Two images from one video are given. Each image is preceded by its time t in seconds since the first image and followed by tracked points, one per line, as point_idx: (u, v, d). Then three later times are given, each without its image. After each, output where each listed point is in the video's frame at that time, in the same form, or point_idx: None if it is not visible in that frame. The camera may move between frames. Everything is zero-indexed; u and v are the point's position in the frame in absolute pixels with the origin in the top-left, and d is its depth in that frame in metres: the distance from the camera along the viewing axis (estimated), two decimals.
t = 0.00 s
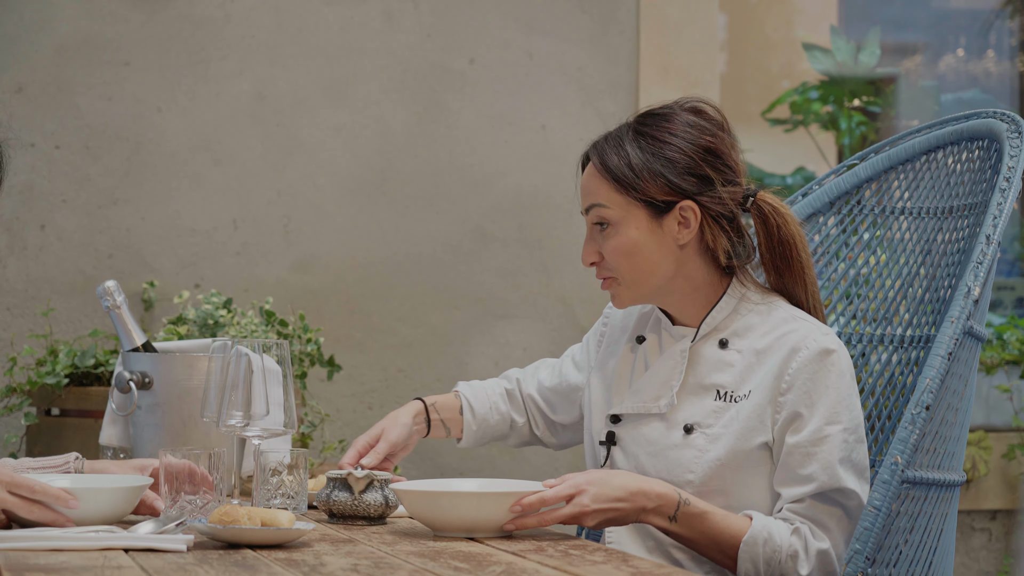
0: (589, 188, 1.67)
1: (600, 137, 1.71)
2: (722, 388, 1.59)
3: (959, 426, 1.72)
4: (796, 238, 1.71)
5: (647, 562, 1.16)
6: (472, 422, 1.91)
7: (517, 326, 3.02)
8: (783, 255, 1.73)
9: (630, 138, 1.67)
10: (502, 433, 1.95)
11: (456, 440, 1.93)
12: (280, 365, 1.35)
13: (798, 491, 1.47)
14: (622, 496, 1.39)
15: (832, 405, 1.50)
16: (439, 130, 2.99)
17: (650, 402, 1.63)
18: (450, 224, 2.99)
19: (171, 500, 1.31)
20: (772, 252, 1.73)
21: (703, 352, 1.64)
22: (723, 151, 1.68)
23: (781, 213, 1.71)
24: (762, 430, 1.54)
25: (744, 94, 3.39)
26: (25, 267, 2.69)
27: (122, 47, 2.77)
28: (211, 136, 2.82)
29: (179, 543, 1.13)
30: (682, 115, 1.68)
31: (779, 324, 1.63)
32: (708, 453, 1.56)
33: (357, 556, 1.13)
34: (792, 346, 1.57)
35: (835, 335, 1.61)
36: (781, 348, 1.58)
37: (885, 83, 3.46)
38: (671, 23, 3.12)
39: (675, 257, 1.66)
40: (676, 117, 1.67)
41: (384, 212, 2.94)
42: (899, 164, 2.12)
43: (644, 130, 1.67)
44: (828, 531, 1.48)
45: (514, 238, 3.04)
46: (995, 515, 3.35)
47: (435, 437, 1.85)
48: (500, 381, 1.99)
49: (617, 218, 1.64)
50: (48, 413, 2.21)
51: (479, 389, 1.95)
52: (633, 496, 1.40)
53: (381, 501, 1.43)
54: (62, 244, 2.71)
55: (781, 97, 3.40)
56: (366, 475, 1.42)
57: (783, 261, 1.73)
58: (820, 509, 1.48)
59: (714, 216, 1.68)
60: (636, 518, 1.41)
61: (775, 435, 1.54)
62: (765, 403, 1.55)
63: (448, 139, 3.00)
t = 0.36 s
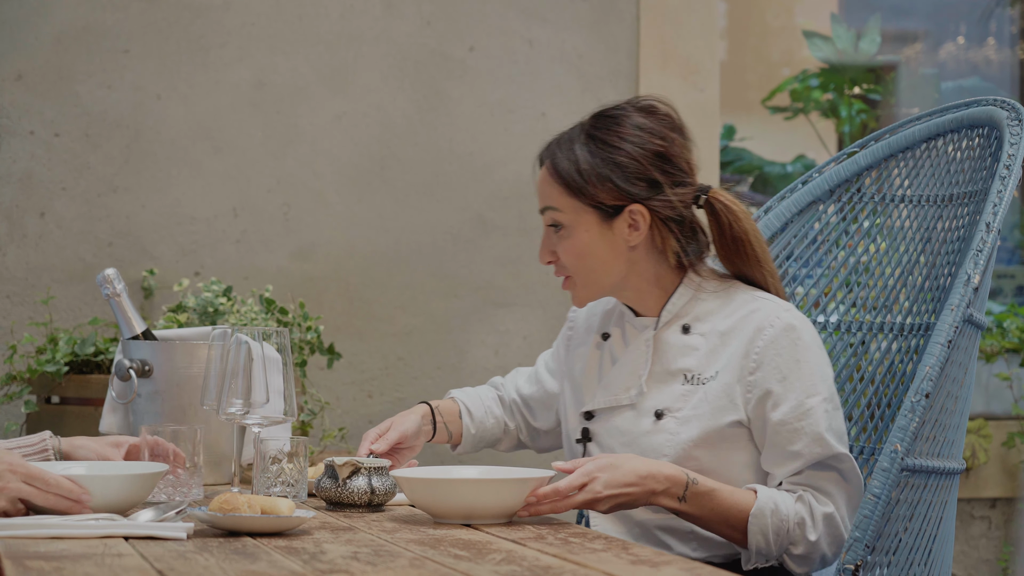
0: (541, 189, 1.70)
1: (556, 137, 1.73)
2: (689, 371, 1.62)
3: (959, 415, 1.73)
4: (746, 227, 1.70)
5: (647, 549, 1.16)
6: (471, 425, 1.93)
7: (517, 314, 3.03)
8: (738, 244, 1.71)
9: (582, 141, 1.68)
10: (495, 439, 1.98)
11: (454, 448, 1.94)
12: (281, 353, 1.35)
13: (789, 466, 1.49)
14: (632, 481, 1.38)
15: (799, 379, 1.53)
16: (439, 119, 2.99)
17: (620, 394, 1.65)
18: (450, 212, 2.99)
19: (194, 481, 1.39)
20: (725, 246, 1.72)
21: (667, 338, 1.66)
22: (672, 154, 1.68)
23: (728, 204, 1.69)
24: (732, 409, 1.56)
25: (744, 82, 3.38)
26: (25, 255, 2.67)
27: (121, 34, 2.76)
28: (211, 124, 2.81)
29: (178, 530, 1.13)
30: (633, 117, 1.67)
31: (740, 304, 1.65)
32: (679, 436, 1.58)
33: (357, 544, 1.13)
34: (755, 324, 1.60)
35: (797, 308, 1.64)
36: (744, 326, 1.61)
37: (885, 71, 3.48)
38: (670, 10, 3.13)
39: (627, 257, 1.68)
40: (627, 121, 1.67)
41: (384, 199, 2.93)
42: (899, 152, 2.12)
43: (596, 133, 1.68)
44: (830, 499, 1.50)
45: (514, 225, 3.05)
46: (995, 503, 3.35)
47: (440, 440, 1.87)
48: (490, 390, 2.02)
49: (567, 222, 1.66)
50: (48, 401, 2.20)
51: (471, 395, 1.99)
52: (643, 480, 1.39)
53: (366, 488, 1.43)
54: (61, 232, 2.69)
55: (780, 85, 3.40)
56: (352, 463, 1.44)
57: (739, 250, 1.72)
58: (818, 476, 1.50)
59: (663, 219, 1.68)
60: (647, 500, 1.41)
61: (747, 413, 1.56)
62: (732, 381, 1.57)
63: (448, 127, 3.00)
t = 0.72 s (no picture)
0: (489, 152, 1.67)
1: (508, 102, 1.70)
2: (633, 359, 1.61)
3: (957, 406, 1.73)
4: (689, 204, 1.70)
5: (646, 540, 1.16)
6: (464, 404, 1.94)
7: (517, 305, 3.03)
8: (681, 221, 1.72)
9: (533, 105, 1.66)
10: (492, 412, 2.01)
11: (453, 428, 1.97)
12: (281, 344, 1.35)
13: (761, 449, 1.52)
14: (621, 465, 1.38)
15: (749, 365, 1.54)
16: (439, 109, 2.98)
17: (563, 380, 1.64)
18: (450, 203, 2.98)
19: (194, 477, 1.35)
20: (667, 225, 1.73)
21: (610, 325, 1.64)
22: (623, 124, 1.66)
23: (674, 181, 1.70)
24: (681, 400, 1.56)
25: (744, 73, 3.37)
26: (25, 246, 2.66)
27: (120, 24, 2.74)
28: (211, 115, 2.80)
29: (179, 522, 1.13)
30: (588, 84, 1.66)
31: (682, 289, 1.65)
32: (627, 425, 1.57)
33: (357, 535, 1.13)
34: (702, 311, 1.60)
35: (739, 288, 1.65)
36: (689, 315, 1.61)
37: (886, 62, 3.48)
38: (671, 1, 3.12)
39: (572, 228, 1.67)
40: (581, 89, 1.65)
41: (384, 190, 2.93)
42: (898, 143, 2.11)
43: (547, 98, 1.66)
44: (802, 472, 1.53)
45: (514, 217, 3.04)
46: (995, 494, 3.36)
47: (434, 424, 1.89)
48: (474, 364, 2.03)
49: (514, 186, 1.64)
50: (48, 392, 2.21)
51: (459, 373, 2.00)
52: (630, 464, 1.39)
53: (366, 478, 1.43)
54: (61, 223, 2.68)
55: (781, 76, 3.40)
56: (352, 453, 1.44)
57: (680, 229, 1.72)
58: (788, 451, 1.53)
59: (609, 189, 1.67)
60: (634, 487, 1.39)
61: (695, 402, 1.56)
62: (679, 370, 1.57)
63: (448, 118, 2.99)
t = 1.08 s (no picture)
0: (533, 164, 1.65)
1: (532, 114, 1.69)
2: (663, 359, 1.63)
3: (934, 399, 1.74)
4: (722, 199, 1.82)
5: (646, 534, 1.16)
6: (474, 420, 1.94)
7: (517, 299, 3.03)
8: (715, 219, 1.82)
9: (566, 111, 1.68)
10: (501, 434, 2.00)
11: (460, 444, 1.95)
12: (280, 338, 1.36)
13: (764, 454, 1.52)
14: (610, 467, 1.39)
15: (770, 366, 1.55)
16: (439, 103, 2.98)
17: (594, 380, 1.68)
18: (450, 197, 2.98)
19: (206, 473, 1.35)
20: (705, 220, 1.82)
21: (642, 326, 1.68)
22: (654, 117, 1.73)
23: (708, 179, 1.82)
24: (708, 397, 1.59)
25: (744, 67, 3.36)
26: (24, 240, 2.66)
27: (120, 18, 2.74)
28: (211, 108, 2.80)
29: (178, 516, 1.13)
30: (612, 83, 1.71)
31: (713, 292, 1.67)
32: (655, 425, 1.60)
33: (357, 529, 1.13)
34: (728, 313, 1.62)
35: (768, 292, 1.67)
36: (717, 316, 1.63)
37: (886, 55, 3.47)
38: None
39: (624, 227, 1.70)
40: (607, 87, 1.70)
41: (384, 184, 2.92)
42: (891, 137, 2.12)
43: (578, 103, 1.68)
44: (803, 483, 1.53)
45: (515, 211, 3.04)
46: (994, 488, 3.36)
47: (444, 436, 1.88)
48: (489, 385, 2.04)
49: (567, 193, 1.64)
50: (48, 385, 2.21)
51: (472, 390, 2.00)
52: (620, 467, 1.40)
53: (366, 472, 1.43)
54: (61, 217, 2.68)
55: (781, 70, 3.38)
56: (352, 446, 1.45)
57: (713, 226, 1.82)
58: (791, 463, 1.53)
59: (657, 184, 1.73)
60: (624, 489, 1.42)
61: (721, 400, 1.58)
62: (705, 369, 1.60)
63: (448, 111, 2.99)
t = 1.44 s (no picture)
0: (590, 171, 1.65)
1: (584, 120, 1.69)
2: (697, 354, 1.67)
3: (933, 393, 1.74)
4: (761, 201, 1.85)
5: (646, 528, 1.16)
6: (474, 417, 1.93)
7: (517, 293, 3.03)
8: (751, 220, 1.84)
9: (619, 116, 1.69)
10: (497, 433, 1.99)
11: (458, 440, 1.95)
12: (280, 332, 1.35)
13: (775, 447, 1.52)
14: (610, 466, 1.38)
15: (803, 362, 1.57)
16: (438, 97, 2.97)
17: (627, 372, 1.72)
18: (450, 191, 2.98)
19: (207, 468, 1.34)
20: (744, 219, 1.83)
21: (677, 321, 1.72)
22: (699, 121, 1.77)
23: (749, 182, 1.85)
24: (737, 389, 1.60)
25: (745, 61, 3.36)
26: (24, 234, 2.65)
27: (120, 12, 2.73)
28: (211, 102, 2.79)
29: (177, 510, 1.13)
30: (659, 88, 1.73)
31: (750, 290, 1.70)
32: (686, 417, 1.63)
33: (357, 523, 1.13)
34: (762, 310, 1.65)
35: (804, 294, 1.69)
36: (752, 312, 1.66)
37: (886, 50, 3.46)
38: None
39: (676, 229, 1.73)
40: (655, 91, 1.73)
41: (384, 178, 2.92)
42: (892, 131, 2.12)
43: (630, 108, 1.70)
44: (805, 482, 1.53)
45: (514, 205, 3.04)
46: (994, 483, 3.37)
47: (444, 431, 1.88)
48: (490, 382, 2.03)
49: (625, 200, 1.65)
50: (48, 379, 2.21)
51: (472, 387, 1.99)
52: (621, 466, 1.39)
53: (366, 467, 1.43)
54: (61, 211, 2.68)
55: (780, 64, 3.39)
56: (351, 441, 1.43)
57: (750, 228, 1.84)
58: (798, 461, 1.53)
59: (707, 188, 1.77)
60: (625, 487, 1.42)
61: (750, 395, 1.60)
62: (738, 363, 1.62)
63: (448, 105, 2.98)
